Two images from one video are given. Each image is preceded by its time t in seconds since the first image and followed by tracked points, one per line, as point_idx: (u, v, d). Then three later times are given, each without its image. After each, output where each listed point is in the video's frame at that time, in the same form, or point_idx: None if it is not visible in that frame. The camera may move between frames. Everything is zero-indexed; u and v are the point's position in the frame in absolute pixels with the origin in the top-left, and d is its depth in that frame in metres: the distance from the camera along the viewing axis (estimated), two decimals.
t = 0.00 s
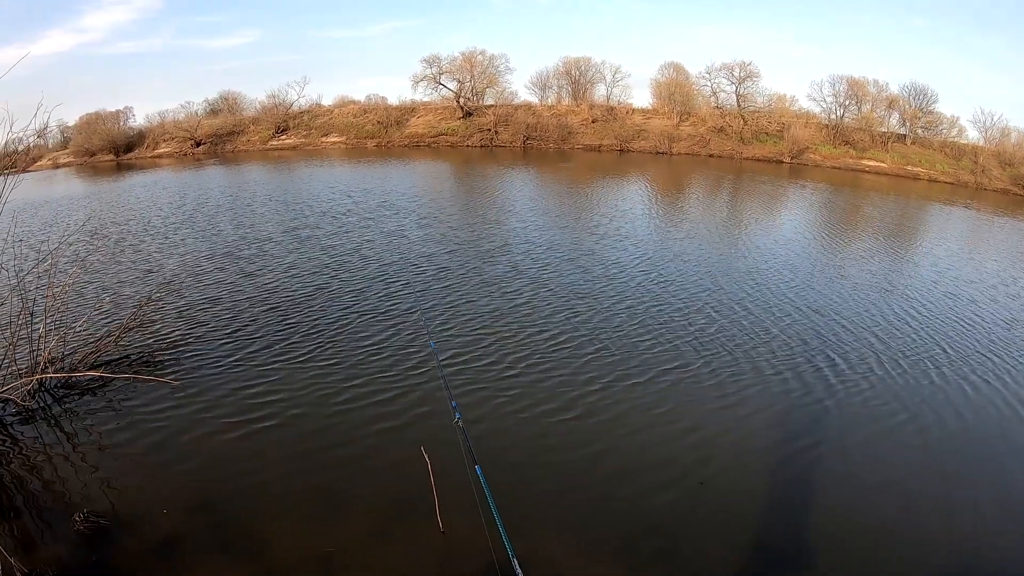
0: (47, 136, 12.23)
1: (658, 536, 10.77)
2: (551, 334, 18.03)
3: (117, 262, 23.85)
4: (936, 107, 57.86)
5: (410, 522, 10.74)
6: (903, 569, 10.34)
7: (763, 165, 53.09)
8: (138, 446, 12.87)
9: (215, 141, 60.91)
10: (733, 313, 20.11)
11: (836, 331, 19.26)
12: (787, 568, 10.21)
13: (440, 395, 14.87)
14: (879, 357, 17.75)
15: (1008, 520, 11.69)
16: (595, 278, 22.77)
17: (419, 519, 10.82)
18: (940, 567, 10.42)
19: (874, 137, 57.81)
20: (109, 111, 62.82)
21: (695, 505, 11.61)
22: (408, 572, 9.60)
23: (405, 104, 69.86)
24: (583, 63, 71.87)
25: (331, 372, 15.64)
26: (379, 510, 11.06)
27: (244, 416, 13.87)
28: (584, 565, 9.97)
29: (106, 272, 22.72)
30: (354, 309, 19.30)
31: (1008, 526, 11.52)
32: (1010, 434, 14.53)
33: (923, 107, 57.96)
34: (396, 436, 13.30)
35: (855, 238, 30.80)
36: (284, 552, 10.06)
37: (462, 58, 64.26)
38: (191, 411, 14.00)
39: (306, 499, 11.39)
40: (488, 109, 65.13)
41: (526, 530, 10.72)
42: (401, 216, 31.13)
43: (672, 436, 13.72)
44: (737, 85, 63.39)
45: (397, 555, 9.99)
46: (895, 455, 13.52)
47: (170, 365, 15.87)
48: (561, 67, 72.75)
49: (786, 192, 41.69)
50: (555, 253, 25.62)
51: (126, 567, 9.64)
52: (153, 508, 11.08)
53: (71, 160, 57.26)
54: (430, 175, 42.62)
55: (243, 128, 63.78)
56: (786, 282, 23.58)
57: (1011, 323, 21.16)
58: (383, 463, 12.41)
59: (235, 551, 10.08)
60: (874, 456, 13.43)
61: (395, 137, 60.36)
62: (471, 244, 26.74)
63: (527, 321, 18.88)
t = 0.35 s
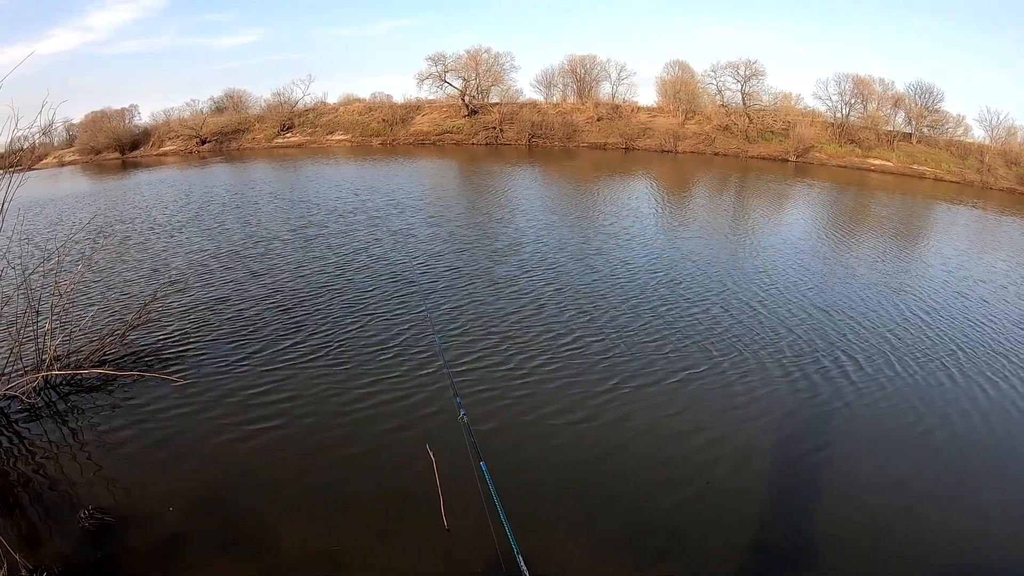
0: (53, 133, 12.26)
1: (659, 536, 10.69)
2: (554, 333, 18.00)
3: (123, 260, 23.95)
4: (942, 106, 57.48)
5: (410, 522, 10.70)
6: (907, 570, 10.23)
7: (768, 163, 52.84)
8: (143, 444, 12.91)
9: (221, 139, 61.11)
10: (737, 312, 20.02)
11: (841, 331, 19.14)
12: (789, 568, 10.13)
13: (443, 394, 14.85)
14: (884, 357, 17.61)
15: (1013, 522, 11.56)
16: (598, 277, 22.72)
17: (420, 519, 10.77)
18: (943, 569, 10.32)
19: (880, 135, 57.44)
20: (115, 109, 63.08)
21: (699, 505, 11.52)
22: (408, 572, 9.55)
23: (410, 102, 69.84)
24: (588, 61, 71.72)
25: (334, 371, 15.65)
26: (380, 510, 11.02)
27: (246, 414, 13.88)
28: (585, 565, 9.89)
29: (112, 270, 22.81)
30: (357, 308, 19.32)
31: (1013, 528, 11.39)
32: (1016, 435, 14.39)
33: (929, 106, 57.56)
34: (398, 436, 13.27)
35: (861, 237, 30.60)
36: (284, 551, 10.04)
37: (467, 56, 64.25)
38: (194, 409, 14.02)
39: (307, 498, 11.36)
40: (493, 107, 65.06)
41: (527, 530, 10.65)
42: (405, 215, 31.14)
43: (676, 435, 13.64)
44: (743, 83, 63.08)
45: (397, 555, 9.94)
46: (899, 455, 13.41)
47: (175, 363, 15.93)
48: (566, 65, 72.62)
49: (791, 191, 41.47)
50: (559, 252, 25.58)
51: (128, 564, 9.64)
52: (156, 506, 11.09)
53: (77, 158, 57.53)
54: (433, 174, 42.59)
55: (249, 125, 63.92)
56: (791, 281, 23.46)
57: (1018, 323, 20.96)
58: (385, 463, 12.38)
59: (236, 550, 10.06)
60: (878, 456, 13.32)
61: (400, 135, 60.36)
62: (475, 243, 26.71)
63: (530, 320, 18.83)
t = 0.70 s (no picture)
0: (57, 131, 12.30)
1: (661, 537, 10.63)
2: (557, 331, 17.96)
3: (127, 258, 24.00)
4: (948, 106, 57.07)
5: (411, 522, 10.68)
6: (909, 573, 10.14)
7: (773, 163, 52.65)
8: (146, 440, 12.93)
9: (226, 137, 61.30)
10: (741, 312, 19.94)
11: (846, 332, 19.04)
12: (790, 569, 10.07)
13: (445, 393, 14.82)
14: (889, 359, 17.49)
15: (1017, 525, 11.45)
16: (601, 277, 22.67)
17: (419, 520, 10.75)
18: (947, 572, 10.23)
19: (885, 136, 57.11)
20: (121, 106, 63.28)
21: (702, 506, 11.44)
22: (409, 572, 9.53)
23: (415, 100, 69.86)
24: (594, 60, 71.61)
25: (337, 368, 15.66)
26: (380, 510, 11.00)
27: (248, 411, 13.89)
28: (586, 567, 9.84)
29: (116, 267, 22.88)
30: (360, 306, 19.32)
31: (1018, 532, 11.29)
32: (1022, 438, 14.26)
33: (935, 107, 57.16)
34: (399, 434, 13.26)
35: (866, 238, 30.41)
36: (284, 551, 10.02)
37: (472, 55, 64.29)
38: (197, 406, 14.04)
39: (308, 497, 11.35)
40: (498, 106, 65.04)
41: (527, 530, 10.60)
42: (409, 214, 31.13)
43: (679, 436, 13.57)
44: (748, 83, 62.78)
45: (397, 555, 9.92)
46: (903, 457, 13.30)
47: (178, 360, 15.97)
48: (571, 64, 72.53)
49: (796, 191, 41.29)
50: (562, 251, 25.55)
51: (130, 562, 9.64)
52: (158, 503, 11.11)
53: (82, 155, 57.71)
54: (437, 172, 42.59)
55: (254, 124, 64.09)
56: (796, 281, 23.35)
57: None
58: (385, 461, 12.36)
59: (236, 548, 10.06)
60: (882, 458, 13.22)
61: (405, 134, 60.38)
62: (478, 242, 26.69)
63: (532, 319, 18.80)
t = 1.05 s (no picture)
0: (62, 128, 12.35)
1: (661, 538, 10.58)
2: (559, 332, 17.96)
3: (131, 256, 24.05)
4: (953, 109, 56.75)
5: (410, 522, 10.64)
6: None
7: (777, 165, 52.51)
8: (148, 438, 12.94)
9: (230, 136, 61.46)
10: (744, 313, 19.91)
11: (849, 334, 18.94)
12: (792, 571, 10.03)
13: (446, 392, 14.81)
14: (893, 362, 17.38)
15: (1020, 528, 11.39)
16: (604, 278, 22.64)
17: (419, 519, 10.71)
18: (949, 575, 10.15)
19: (890, 138, 56.91)
20: (126, 105, 63.47)
21: (703, 508, 11.38)
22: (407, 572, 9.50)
23: (420, 100, 69.92)
24: (598, 61, 71.60)
25: (338, 368, 15.65)
26: (380, 509, 10.97)
27: (250, 410, 13.89)
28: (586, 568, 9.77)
29: (120, 265, 22.94)
30: (363, 305, 19.35)
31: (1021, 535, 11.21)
32: None
33: (940, 109, 56.88)
34: (400, 434, 13.23)
35: (870, 241, 30.27)
36: (283, 549, 9.99)
37: (477, 55, 64.42)
38: (199, 404, 14.06)
39: (308, 495, 11.33)
40: (502, 106, 65.05)
41: (527, 530, 10.56)
42: (411, 214, 31.09)
43: (680, 437, 13.52)
44: (752, 84, 62.57)
45: (396, 554, 9.88)
46: (906, 460, 13.21)
47: (182, 357, 16.00)
48: (575, 65, 72.48)
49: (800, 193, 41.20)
50: (565, 252, 25.53)
51: (130, 559, 9.64)
52: (159, 500, 11.12)
53: (87, 153, 57.86)
54: (440, 173, 42.53)
55: (258, 122, 64.23)
56: (800, 283, 23.26)
57: None
58: (386, 461, 12.34)
59: (235, 547, 10.04)
60: (885, 461, 13.13)
61: (409, 134, 60.42)
62: (480, 242, 26.68)
63: (533, 320, 18.78)
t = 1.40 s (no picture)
0: (65, 126, 12.38)
1: (663, 538, 10.56)
2: (561, 331, 17.94)
3: (132, 254, 24.10)
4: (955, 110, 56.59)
5: (411, 521, 10.63)
6: None
7: (780, 165, 52.41)
8: (149, 435, 12.98)
9: (232, 134, 61.50)
10: (746, 314, 19.86)
11: (851, 335, 18.92)
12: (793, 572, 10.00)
13: (447, 391, 14.80)
14: (895, 363, 17.33)
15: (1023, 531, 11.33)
16: (606, 277, 22.62)
17: (420, 519, 10.70)
18: None
19: (892, 140, 56.83)
20: (128, 103, 63.58)
21: (704, 508, 11.37)
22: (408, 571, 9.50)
23: (422, 99, 69.93)
24: (601, 61, 71.55)
25: (338, 366, 15.66)
26: (380, 508, 10.97)
27: (251, 407, 13.92)
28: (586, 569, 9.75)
29: (121, 263, 22.98)
30: (365, 304, 19.36)
31: None
32: None
33: (943, 110, 56.71)
34: (401, 433, 13.22)
35: (873, 242, 30.20)
36: (284, 548, 9.99)
37: (479, 54, 64.55)
38: (200, 402, 14.07)
39: (309, 494, 11.33)
40: (504, 106, 65.00)
41: (529, 530, 10.55)
42: (412, 212, 31.09)
43: (681, 437, 13.52)
44: (755, 84, 62.45)
45: (397, 554, 9.87)
46: (909, 462, 13.18)
47: (183, 355, 16.02)
48: (578, 64, 72.46)
49: (802, 193, 41.15)
50: (567, 251, 25.51)
51: (131, 556, 9.65)
52: (161, 498, 11.12)
53: (89, 151, 57.92)
54: (441, 172, 42.51)
55: (260, 121, 64.28)
56: (801, 284, 23.22)
57: None
58: (387, 460, 12.35)
59: (236, 545, 10.05)
60: (888, 463, 13.09)
61: (411, 133, 60.41)
62: (481, 241, 26.67)
63: (535, 319, 18.77)
